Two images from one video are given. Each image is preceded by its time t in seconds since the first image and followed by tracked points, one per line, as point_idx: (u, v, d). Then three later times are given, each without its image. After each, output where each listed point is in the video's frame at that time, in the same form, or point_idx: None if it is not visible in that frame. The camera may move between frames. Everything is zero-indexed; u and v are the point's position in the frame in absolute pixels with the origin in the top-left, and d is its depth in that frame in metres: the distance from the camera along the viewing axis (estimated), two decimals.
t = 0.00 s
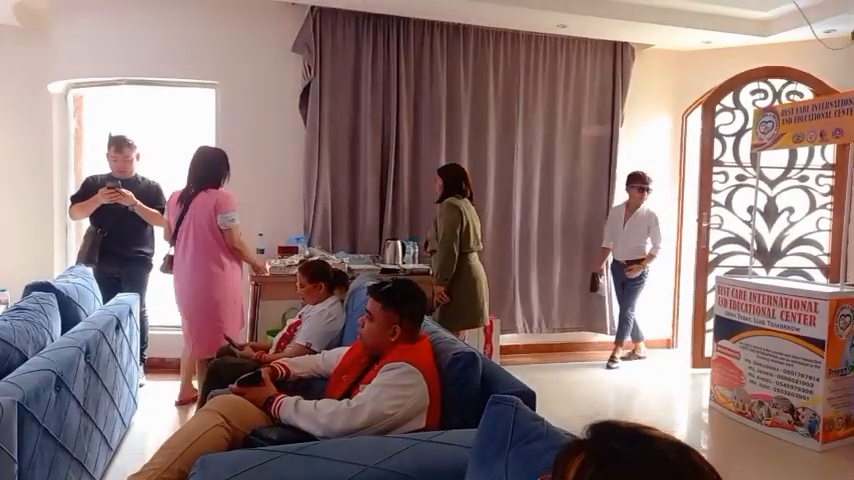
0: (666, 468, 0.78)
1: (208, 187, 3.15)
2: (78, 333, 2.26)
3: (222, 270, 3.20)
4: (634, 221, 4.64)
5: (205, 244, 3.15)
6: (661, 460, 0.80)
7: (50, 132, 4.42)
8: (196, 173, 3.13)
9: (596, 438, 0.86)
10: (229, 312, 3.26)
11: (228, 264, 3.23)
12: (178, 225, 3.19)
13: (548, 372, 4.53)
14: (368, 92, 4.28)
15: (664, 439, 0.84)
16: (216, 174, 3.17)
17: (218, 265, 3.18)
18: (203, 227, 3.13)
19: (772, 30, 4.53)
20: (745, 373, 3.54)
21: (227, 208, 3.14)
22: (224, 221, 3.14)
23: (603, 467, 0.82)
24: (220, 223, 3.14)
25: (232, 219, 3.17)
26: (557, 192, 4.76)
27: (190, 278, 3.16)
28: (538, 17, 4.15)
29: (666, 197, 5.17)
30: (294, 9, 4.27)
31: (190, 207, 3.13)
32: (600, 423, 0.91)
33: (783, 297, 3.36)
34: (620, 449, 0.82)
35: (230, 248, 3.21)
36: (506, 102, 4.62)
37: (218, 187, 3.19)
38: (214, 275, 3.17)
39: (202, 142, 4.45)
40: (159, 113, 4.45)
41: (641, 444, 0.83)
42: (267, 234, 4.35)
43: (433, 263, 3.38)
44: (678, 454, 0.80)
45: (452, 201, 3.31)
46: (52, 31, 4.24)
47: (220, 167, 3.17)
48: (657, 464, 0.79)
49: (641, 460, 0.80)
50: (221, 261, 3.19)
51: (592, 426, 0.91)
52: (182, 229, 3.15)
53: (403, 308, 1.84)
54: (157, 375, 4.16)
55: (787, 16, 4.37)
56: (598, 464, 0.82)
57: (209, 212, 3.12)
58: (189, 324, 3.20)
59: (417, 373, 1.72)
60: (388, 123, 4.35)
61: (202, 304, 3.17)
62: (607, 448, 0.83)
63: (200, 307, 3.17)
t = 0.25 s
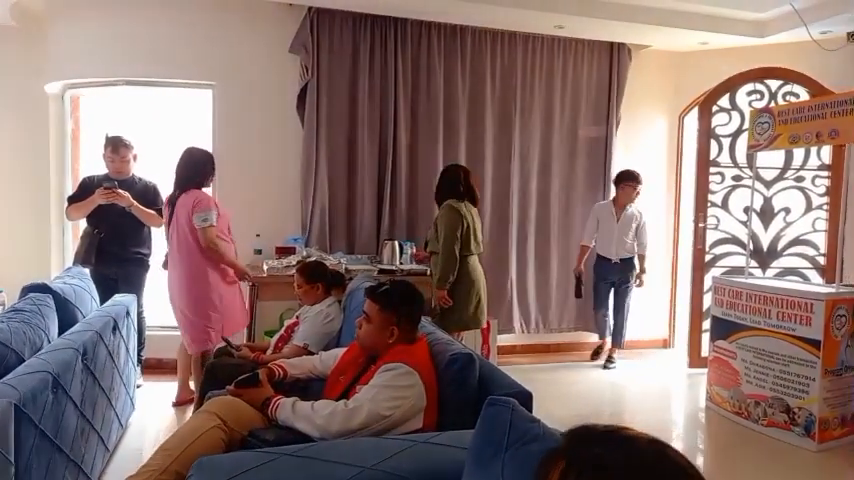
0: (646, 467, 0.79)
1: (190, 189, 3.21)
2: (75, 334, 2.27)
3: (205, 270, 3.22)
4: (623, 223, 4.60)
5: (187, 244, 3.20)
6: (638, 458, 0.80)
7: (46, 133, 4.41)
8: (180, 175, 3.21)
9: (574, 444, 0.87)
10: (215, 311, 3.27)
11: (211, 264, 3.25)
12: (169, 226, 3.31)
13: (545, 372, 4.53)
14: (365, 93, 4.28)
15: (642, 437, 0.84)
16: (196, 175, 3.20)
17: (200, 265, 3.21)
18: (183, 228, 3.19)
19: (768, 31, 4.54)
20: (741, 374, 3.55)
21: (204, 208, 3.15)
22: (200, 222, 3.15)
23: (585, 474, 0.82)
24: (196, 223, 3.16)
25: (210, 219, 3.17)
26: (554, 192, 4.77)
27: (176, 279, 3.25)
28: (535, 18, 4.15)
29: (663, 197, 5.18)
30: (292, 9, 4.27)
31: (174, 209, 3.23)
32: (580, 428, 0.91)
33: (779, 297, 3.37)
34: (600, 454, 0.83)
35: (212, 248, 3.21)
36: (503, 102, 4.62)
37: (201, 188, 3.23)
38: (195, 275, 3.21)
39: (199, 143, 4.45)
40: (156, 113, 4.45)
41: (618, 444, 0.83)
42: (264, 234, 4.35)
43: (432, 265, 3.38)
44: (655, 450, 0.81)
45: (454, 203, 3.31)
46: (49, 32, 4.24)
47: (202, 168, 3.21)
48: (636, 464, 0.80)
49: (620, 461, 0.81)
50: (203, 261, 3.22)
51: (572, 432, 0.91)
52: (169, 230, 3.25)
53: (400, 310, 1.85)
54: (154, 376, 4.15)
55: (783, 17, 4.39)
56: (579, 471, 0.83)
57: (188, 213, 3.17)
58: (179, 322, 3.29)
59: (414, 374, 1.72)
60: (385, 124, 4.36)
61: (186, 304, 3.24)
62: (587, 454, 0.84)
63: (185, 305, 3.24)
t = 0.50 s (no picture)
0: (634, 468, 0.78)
1: (180, 189, 3.22)
2: (70, 336, 2.25)
3: (196, 270, 3.23)
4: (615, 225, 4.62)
5: (176, 244, 3.22)
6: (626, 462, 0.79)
7: (41, 133, 4.39)
8: (169, 176, 3.22)
9: (560, 451, 0.85)
10: (206, 311, 3.29)
11: (200, 263, 3.25)
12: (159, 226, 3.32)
13: (543, 373, 4.53)
14: (363, 92, 4.26)
15: (628, 443, 0.83)
16: (185, 176, 3.21)
17: (190, 266, 3.22)
18: (173, 228, 3.20)
19: (766, 30, 4.53)
20: (739, 374, 3.54)
21: (193, 209, 3.16)
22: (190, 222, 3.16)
23: None
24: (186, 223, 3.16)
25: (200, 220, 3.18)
26: (552, 192, 4.76)
27: (164, 278, 3.27)
28: (533, 17, 4.14)
29: (661, 197, 5.18)
30: (289, 9, 4.25)
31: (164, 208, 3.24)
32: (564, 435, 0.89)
33: (776, 297, 3.37)
34: (587, 461, 0.81)
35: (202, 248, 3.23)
36: (500, 102, 4.61)
37: (190, 188, 3.24)
38: (186, 275, 3.23)
39: (196, 143, 4.44)
40: (153, 113, 4.43)
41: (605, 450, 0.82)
42: (261, 235, 4.33)
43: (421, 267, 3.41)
44: (643, 456, 0.80)
45: (443, 208, 3.27)
46: (45, 31, 4.22)
47: (190, 169, 3.21)
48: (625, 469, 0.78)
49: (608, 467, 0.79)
50: (194, 262, 3.23)
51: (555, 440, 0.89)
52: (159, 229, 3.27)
53: (397, 312, 1.84)
54: (150, 377, 4.13)
55: (781, 16, 4.38)
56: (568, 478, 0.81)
57: (178, 214, 3.18)
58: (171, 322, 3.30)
59: (410, 377, 1.71)
60: (382, 123, 4.34)
61: (173, 303, 3.25)
62: (574, 461, 0.82)
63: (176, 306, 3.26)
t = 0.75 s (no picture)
0: None
1: (181, 192, 3.23)
2: (70, 342, 2.25)
3: (198, 273, 3.24)
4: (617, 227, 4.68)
5: (178, 248, 3.22)
6: None
7: (41, 136, 4.39)
8: (168, 180, 3.23)
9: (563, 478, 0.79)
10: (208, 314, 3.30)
11: (200, 266, 3.26)
12: (156, 231, 3.30)
13: (542, 376, 4.53)
14: (362, 96, 4.26)
15: (637, 464, 0.78)
16: (186, 179, 3.24)
17: (192, 268, 3.23)
18: (174, 232, 3.20)
19: (765, 34, 4.54)
20: (739, 378, 3.54)
21: (196, 212, 3.19)
22: (194, 225, 3.17)
23: None
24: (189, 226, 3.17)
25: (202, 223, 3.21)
26: (551, 195, 4.77)
27: (164, 281, 3.25)
28: (532, 21, 4.15)
29: (661, 200, 5.19)
30: (289, 12, 4.25)
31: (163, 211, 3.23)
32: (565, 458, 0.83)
33: (776, 302, 3.37)
34: None
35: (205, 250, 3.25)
36: (500, 105, 4.61)
37: (191, 191, 3.26)
38: (188, 278, 3.22)
39: (195, 146, 4.43)
40: (152, 116, 4.42)
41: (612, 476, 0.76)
42: (261, 238, 4.34)
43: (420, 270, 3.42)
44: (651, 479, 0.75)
45: (441, 213, 3.26)
46: (44, 33, 4.21)
47: (190, 173, 3.23)
48: None
49: None
50: (196, 265, 3.24)
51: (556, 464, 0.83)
52: (158, 232, 3.26)
53: (398, 320, 1.84)
54: (150, 381, 4.13)
55: (780, 20, 4.39)
56: None
57: (179, 217, 3.19)
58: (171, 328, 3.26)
59: (412, 385, 1.71)
60: (382, 126, 4.34)
61: (174, 306, 3.24)
62: None
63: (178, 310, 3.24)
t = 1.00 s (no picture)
0: None
1: (190, 192, 3.22)
2: (75, 342, 2.25)
3: (208, 274, 3.25)
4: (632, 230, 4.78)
5: (189, 249, 3.22)
6: None
7: (44, 137, 4.40)
8: (175, 181, 3.22)
9: None
10: (217, 314, 3.31)
11: (210, 267, 3.28)
12: (163, 232, 3.27)
13: (545, 376, 4.53)
14: (365, 96, 4.27)
15: (655, 465, 0.77)
16: (195, 180, 3.24)
17: (202, 269, 3.24)
18: (184, 233, 3.20)
19: (768, 35, 4.54)
20: (743, 378, 3.54)
21: (207, 212, 3.20)
22: (205, 226, 3.18)
23: None
24: (200, 227, 3.18)
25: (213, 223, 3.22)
26: (554, 195, 4.77)
27: (173, 282, 3.23)
28: (535, 21, 4.15)
29: (663, 201, 5.18)
30: (292, 13, 4.26)
31: (172, 212, 3.22)
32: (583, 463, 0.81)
33: (780, 303, 3.37)
34: None
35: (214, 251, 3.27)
36: (503, 106, 4.61)
37: (199, 192, 3.26)
38: (199, 279, 3.23)
39: (199, 146, 4.44)
40: (155, 116, 4.43)
41: None
42: (264, 238, 4.34)
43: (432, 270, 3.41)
44: None
45: (449, 210, 3.21)
46: (48, 34, 4.22)
47: (198, 173, 3.23)
48: None
49: None
50: (206, 265, 3.25)
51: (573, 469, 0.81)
52: (166, 233, 3.23)
53: (404, 320, 1.84)
54: (153, 381, 4.13)
55: (783, 21, 4.38)
56: None
57: (190, 218, 3.19)
58: (181, 329, 3.26)
59: (418, 385, 1.71)
60: (385, 126, 4.34)
61: (185, 307, 3.24)
62: None
63: (189, 311, 3.24)
